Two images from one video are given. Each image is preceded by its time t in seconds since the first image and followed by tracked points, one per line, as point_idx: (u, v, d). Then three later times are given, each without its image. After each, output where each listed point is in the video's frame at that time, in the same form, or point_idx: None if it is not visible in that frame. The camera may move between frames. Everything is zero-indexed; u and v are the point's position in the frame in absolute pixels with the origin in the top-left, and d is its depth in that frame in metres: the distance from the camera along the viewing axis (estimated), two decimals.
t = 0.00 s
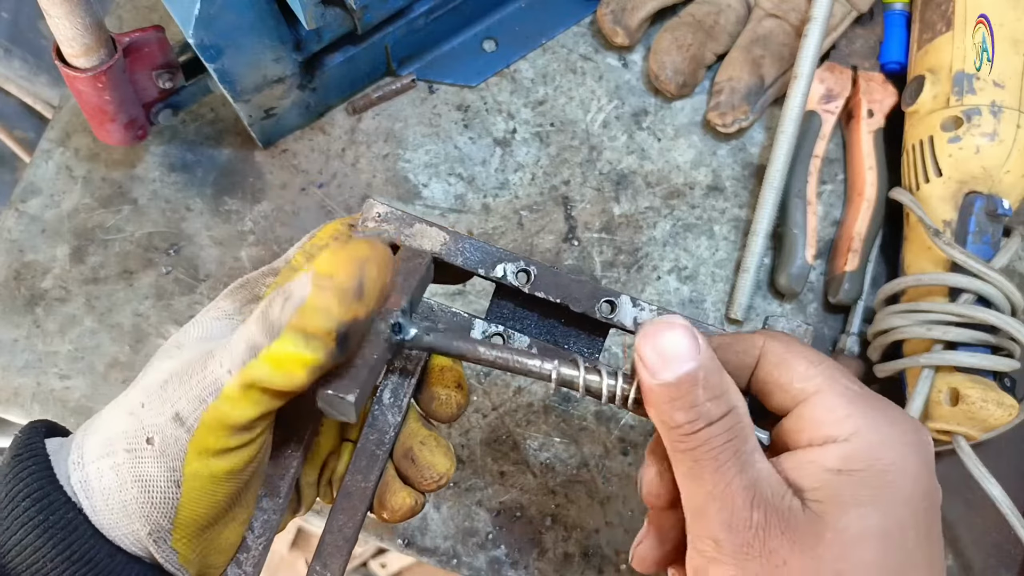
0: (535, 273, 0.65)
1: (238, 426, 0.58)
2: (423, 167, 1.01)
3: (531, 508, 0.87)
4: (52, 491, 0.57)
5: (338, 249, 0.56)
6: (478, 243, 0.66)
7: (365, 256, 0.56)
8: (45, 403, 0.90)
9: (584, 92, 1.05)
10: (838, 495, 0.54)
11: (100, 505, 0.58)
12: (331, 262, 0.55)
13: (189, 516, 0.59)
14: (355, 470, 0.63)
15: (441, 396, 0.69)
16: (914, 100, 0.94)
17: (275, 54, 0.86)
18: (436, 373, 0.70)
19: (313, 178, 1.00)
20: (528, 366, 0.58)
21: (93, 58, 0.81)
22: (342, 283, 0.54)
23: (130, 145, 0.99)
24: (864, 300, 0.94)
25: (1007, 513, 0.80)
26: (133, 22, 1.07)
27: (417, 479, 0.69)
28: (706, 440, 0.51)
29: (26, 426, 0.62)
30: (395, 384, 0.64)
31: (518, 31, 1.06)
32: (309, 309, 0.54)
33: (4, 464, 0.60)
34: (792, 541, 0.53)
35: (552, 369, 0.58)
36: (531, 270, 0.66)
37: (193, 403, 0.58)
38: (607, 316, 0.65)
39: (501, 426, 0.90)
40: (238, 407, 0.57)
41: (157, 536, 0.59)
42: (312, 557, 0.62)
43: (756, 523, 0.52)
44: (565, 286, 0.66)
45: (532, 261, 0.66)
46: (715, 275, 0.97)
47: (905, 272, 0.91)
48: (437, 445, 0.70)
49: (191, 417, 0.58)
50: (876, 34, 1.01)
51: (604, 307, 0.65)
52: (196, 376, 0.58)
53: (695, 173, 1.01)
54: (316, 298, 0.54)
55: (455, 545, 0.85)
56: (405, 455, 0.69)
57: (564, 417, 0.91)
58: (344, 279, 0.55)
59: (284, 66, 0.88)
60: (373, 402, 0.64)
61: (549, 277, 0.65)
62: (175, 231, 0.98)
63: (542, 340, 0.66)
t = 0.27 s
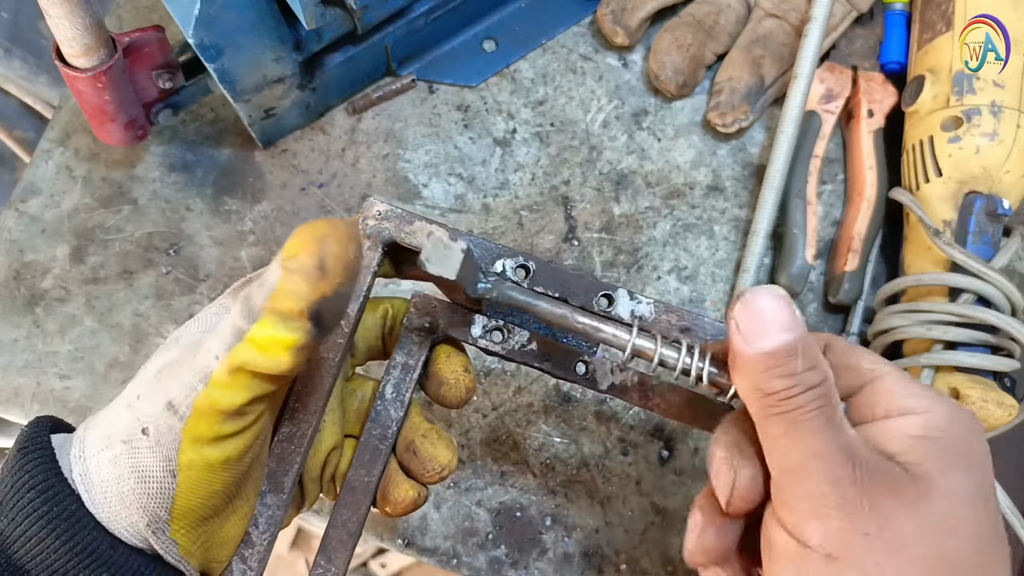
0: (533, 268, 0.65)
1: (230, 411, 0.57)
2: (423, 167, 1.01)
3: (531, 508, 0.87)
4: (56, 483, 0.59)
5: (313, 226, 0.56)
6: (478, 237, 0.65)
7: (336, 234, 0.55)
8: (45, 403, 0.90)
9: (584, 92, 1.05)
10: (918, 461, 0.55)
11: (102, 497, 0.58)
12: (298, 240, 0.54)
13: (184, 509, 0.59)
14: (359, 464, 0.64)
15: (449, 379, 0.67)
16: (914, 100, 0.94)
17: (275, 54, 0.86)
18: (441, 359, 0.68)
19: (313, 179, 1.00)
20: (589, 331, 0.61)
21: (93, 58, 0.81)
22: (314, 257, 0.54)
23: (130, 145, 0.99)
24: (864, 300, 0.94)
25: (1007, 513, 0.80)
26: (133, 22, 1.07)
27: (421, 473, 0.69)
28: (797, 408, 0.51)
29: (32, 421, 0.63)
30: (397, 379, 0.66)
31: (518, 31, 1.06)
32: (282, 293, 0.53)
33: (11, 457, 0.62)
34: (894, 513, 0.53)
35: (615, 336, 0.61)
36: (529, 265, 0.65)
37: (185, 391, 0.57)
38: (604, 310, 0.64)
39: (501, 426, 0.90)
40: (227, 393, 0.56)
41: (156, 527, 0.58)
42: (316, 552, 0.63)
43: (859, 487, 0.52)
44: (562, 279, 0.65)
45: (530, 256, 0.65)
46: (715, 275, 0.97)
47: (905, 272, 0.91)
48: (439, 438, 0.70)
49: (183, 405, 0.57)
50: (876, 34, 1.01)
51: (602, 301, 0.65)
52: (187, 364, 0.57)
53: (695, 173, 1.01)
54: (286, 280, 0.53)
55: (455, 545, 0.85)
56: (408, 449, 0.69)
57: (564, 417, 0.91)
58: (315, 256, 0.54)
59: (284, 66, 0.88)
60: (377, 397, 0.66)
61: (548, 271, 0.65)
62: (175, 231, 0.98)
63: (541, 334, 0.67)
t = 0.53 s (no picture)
0: (544, 269, 0.68)
1: (306, 402, 0.63)
2: (423, 167, 1.01)
3: (531, 508, 0.87)
4: (90, 479, 0.56)
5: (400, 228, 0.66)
6: (488, 239, 0.69)
7: (432, 231, 0.66)
8: (45, 403, 0.90)
9: (584, 92, 1.05)
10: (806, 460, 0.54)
11: (156, 485, 0.59)
12: (400, 232, 0.65)
13: (242, 500, 0.62)
14: (367, 462, 0.64)
15: (454, 390, 0.69)
16: (914, 100, 0.94)
17: (275, 54, 0.86)
18: (449, 368, 0.70)
19: (313, 179, 1.00)
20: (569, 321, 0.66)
21: (92, 58, 0.81)
22: (407, 246, 0.64)
23: (130, 145, 0.99)
24: (863, 300, 0.94)
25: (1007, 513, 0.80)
26: (133, 22, 1.07)
27: (434, 472, 0.70)
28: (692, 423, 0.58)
29: (55, 416, 0.60)
30: (406, 378, 0.66)
31: (518, 31, 1.06)
32: (383, 272, 0.63)
33: (32, 454, 0.58)
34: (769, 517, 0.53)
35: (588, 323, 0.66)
36: (541, 266, 0.68)
37: (262, 380, 0.62)
38: (615, 311, 0.67)
39: (501, 426, 0.90)
40: (311, 378, 0.63)
41: (207, 515, 0.60)
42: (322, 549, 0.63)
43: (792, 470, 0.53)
44: (574, 280, 0.68)
45: (542, 258, 0.69)
46: (715, 275, 0.97)
47: (905, 272, 0.91)
48: (452, 437, 0.70)
49: (262, 395, 0.62)
50: (876, 34, 1.01)
51: (612, 303, 0.67)
52: (267, 354, 0.62)
53: (695, 173, 1.01)
54: (392, 259, 0.63)
55: (455, 545, 0.85)
56: (421, 449, 0.69)
57: (564, 417, 0.91)
58: (410, 245, 0.64)
59: (284, 66, 0.88)
60: (385, 396, 0.66)
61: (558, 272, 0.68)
62: (175, 231, 0.98)
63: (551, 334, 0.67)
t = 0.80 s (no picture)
0: (531, 263, 0.66)
1: (292, 392, 0.65)
2: (423, 167, 1.01)
3: (531, 508, 0.87)
4: (72, 483, 0.55)
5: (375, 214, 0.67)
6: (474, 234, 0.67)
7: (409, 219, 0.67)
8: (45, 403, 0.90)
9: (584, 92, 1.05)
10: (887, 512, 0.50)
11: (141, 486, 0.59)
12: (376, 219, 0.67)
13: (229, 498, 0.62)
14: (354, 461, 0.64)
15: (440, 388, 0.68)
16: (914, 100, 0.94)
17: (275, 54, 0.86)
18: (435, 365, 0.69)
19: (313, 179, 1.00)
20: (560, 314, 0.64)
21: (92, 58, 0.81)
22: (382, 236, 0.66)
23: (130, 145, 0.99)
24: (863, 299, 0.94)
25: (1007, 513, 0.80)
26: (133, 22, 1.07)
27: (422, 471, 0.69)
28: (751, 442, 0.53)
29: (38, 419, 0.60)
30: (393, 375, 0.66)
31: (517, 31, 1.06)
32: (359, 255, 0.67)
33: (15, 458, 0.58)
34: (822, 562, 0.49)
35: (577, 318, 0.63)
36: (528, 260, 0.66)
37: (249, 375, 0.64)
38: (603, 305, 0.65)
39: (501, 426, 0.90)
40: (293, 369, 0.64)
41: (195, 514, 0.61)
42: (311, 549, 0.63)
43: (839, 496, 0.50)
44: (560, 274, 0.66)
45: (529, 251, 0.66)
46: (715, 275, 0.97)
47: (905, 272, 0.91)
48: (439, 435, 0.69)
49: (247, 390, 0.63)
50: (876, 34, 1.01)
51: (601, 297, 0.65)
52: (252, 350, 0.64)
53: (695, 173, 1.01)
54: (365, 244, 0.67)
55: (455, 545, 0.85)
56: (407, 447, 0.68)
57: (564, 417, 0.91)
58: (385, 233, 0.66)
59: (284, 66, 0.88)
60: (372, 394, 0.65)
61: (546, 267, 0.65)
62: (175, 231, 0.98)
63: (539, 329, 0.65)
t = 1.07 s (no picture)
0: (524, 260, 0.65)
1: (288, 397, 0.60)
2: (423, 167, 1.01)
3: (531, 508, 0.87)
4: (68, 480, 0.56)
5: (402, 218, 0.60)
6: (466, 230, 0.66)
7: (429, 223, 0.60)
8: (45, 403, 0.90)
9: (584, 92, 1.05)
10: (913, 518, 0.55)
11: (135, 483, 0.58)
12: (397, 226, 0.59)
13: (222, 498, 0.61)
14: (345, 463, 0.64)
15: (427, 399, 0.67)
16: (914, 100, 0.94)
17: (275, 54, 0.86)
18: (425, 374, 0.68)
19: (312, 179, 1.00)
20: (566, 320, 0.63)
21: (92, 58, 0.81)
22: (401, 245, 0.58)
23: (130, 145, 0.99)
24: (863, 299, 0.94)
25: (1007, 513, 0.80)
26: (133, 22, 1.07)
27: (409, 476, 0.68)
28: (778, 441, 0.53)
29: (31, 411, 0.60)
30: (383, 376, 0.65)
31: (517, 31, 1.06)
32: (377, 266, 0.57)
33: (9, 449, 0.58)
34: (883, 554, 0.54)
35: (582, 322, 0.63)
36: (520, 257, 0.66)
37: (245, 377, 0.61)
38: (597, 303, 0.64)
39: (501, 426, 0.90)
40: (290, 377, 0.59)
41: (188, 513, 0.59)
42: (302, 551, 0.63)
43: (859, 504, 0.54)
44: (555, 273, 0.65)
45: (522, 248, 0.66)
46: (715, 275, 0.97)
47: (905, 272, 0.91)
48: (428, 439, 0.68)
49: (244, 392, 0.61)
50: (876, 34, 1.01)
51: (595, 294, 0.65)
52: (247, 348, 0.61)
53: (695, 172, 1.01)
54: (388, 257, 0.57)
55: (455, 545, 0.85)
56: (395, 451, 0.67)
57: (564, 417, 0.91)
58: (403, 242, 0.58)
59: (284, 66, 0.88)
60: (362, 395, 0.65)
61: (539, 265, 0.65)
62: (175, 231, 0.98)
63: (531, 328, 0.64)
